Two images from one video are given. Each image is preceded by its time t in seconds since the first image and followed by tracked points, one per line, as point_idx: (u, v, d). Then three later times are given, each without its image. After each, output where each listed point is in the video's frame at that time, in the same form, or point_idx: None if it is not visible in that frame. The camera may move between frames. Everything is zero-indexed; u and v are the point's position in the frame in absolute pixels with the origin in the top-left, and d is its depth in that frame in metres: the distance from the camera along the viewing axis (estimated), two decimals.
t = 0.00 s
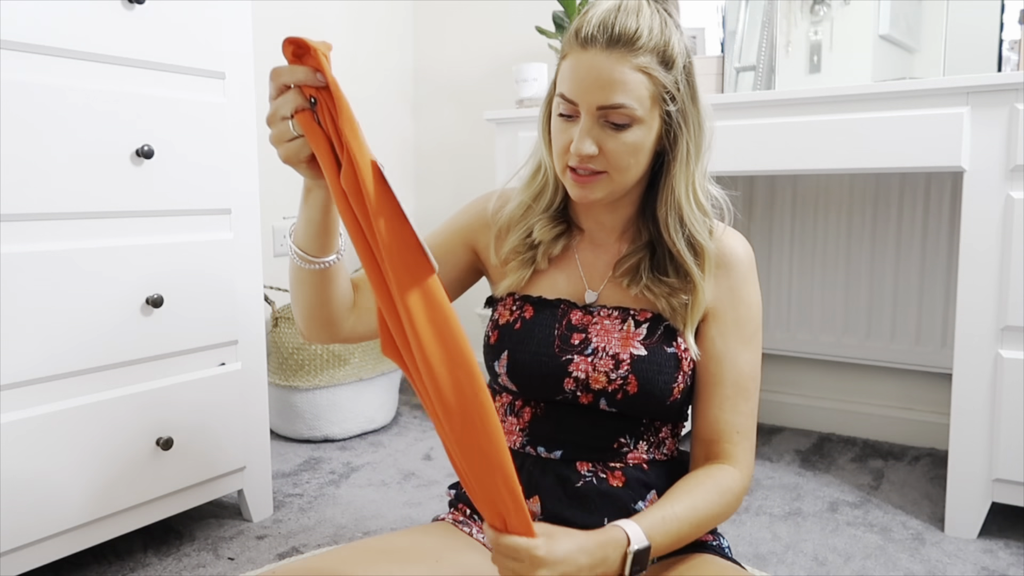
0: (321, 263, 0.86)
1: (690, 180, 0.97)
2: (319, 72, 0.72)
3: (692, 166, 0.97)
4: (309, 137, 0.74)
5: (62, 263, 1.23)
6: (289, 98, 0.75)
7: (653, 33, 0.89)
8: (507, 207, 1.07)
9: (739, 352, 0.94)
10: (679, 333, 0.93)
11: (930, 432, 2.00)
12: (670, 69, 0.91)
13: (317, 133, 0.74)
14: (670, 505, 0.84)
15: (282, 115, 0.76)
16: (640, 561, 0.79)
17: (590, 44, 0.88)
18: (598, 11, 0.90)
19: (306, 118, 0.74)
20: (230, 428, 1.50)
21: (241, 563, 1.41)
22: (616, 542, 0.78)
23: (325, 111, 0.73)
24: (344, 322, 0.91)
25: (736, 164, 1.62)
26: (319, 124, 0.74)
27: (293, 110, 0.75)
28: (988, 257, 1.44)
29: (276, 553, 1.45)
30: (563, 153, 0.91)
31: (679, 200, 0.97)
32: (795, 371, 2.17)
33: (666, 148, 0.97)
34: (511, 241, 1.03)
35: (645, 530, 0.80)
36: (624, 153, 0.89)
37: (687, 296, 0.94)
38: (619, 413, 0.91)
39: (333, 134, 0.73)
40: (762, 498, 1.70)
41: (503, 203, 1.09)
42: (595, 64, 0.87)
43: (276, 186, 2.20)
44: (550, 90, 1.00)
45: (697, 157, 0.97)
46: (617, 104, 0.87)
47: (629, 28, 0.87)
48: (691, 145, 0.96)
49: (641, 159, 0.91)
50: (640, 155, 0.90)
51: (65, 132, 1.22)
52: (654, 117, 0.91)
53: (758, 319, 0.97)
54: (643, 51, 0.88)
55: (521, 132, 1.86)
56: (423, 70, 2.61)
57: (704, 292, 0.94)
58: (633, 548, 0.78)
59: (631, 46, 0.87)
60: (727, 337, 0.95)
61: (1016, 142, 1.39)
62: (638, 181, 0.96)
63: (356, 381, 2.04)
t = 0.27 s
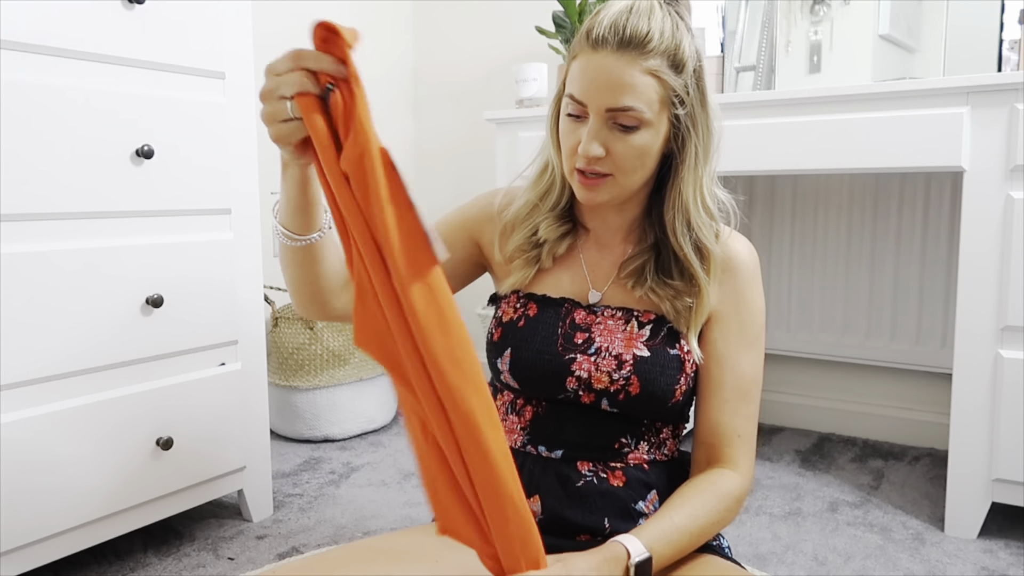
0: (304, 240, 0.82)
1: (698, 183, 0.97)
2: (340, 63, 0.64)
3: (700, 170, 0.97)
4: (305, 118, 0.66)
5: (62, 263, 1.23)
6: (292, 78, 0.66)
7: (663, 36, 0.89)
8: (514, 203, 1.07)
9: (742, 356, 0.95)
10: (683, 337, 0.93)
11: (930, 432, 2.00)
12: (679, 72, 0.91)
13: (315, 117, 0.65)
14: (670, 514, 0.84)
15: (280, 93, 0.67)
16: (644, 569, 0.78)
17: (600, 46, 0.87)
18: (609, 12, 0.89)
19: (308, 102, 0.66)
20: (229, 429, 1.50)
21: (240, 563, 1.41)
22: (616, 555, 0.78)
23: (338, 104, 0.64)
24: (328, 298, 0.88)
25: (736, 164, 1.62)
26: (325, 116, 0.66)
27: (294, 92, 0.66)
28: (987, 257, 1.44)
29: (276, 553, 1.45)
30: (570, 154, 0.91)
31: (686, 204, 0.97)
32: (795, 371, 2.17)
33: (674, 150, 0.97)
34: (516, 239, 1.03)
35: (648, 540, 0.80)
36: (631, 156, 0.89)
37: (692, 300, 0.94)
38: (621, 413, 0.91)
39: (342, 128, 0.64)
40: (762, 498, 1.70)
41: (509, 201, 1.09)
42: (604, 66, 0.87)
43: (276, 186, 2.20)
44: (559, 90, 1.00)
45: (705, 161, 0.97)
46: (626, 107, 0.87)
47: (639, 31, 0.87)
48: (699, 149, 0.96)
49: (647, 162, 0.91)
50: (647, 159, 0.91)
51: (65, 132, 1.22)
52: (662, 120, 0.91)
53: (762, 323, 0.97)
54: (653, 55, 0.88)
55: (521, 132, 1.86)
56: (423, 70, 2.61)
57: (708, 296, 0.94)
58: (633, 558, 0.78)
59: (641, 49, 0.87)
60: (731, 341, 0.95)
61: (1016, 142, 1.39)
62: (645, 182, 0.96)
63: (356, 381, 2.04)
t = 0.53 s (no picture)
0: (304, 251, 0.80)
1: (700, 184, 0.97)
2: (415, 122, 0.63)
3: (702, 171, 0.97)
4: (356, 162, 0.64)
5: (62, 263, 1.23)
6: (352, 120, 0.64)
7: (668, 37, 0.89)
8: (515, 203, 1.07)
9: (741, 355, 0.94)
10: (682, 337, 0.93)
11: (930, 432, 2.00)
12: (683, 73, 0.91)
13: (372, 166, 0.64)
14: (669, 512, 0.82)
15: (335, 130, 0.65)
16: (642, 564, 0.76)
17: (605, 46, 0.87)
18: (613, 12, 0.89)
19: (363, 149, 0.64)
20: (229, 429, 1.50)
21: (240, 563, 1.41)
22: (612, 549, 0.75)
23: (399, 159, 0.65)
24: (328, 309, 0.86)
25: (736, 164, 1.62)
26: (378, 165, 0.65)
27: (350, 134, 0.64)
28: (987, 257, 1.44)
29: (276, 552, 1.45)
30: (572, 153, 0.91)
31: (688, 205, 0.97)
32: (795, 371, 2.17)
33: (676, 151, 0.97)
34: (518, 240, 1.03)
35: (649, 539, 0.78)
36: (634, 156, 0.89)
37: (692, 300, 0.94)
38: (621, 414, 0.91)
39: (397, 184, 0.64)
40: (762, 498, 1.70)
41: (509, 202, 1.09)
42: (608, 66, 0.86)
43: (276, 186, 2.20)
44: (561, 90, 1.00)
45: (708, 162, 0.97)
46: (629, 108, 0.87)
47: (644, 31, 0.87)
48: (701, 149, 0.96)
49: (649, 162, 0.90)
50: (649, 159, 0.90)
51: (65, 132, 1.22)
52: (665, 121, 0.91)
53: (761, 323, 0.97)
54: (657, 55, 0.88)
55: (521, 133, 1.86)
56: (423, 70, 2.61)
57: (709, 296, 0.94)
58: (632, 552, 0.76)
59: (646, 49, 0.87)
60: (730, 340, 0.95)
61: (1016, 142, 1.39)
62: (647, 183, 0.96)
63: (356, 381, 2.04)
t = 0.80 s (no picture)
0: (303, 247, 0.80)
1: (698, 184, 0.98)
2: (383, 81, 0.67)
3: (700, 171, 0.97)
4: (336, 124, 0.68)
5: (62, 263, 1.23)
6: (329, 86, 0.68)
7: (666, 35, 0.89)
8: (513, 203, 1.07)
9: (739, 354, 0.94)
10: (681, 337, 0.93)
11: (930, 432, 2.00)
12: (681, 72, 0.91)
13: (350, 127, 0.67)
14: (659, 535, 0.80)
15: (313, 100, 0.69)
16: None
17: (603, 45, 0.87)
18: (611, 11, 0.89)
19: (342, 113, 0.68)
20: (229, 429, 1.50)
21: (240, 563, 1.41)
22: None
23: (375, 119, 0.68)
24: (323, 306, 0.86)
25: (736, 164, 1.62)
26: (359, 130, 0.68)
27: (328, 99, 0.68)
28: (987, 257, 1.44)
29: (276, 552, 1.45)
30: (571, 152, 0.91)
31: (686, 204, 0.97)
32: (795, 372, 2.17)
33: (673, 150, 0.97)
34: (516, 239, 1.03)
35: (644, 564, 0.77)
36: (632, 155, 0.89)
37: (692, 300, 0.94)
38: (621, 415, 0.91)
39: (377, 146, 0.68)
40: (762, 498, 1.70)
41: (509, 202, 1.09)
42: (606, 65, 0.87)
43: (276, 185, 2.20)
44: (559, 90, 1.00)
45: (706, 161, 0.97)
46: (627, 106, 0.87)
47: (641, 30, 0.87)
48: (698, 149, 0.96)
49: (647, 161, 0.90)
50: (648, 158, 0.90)
51: (66, 132, 1.22)
52: (663, 120, 0.91)
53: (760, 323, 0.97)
54: (655, 54, 0.88)
55: (521, 133, 1.86)
56: (423, 70, 2.61)
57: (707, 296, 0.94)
58: None
59: (644, 47, 0.87)
60: (727, 339, 0.94)
61: (1016, 142, 1.39)
62: (645, 183, 0.96)
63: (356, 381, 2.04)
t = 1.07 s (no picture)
0: (304, 244, 0.80)
1: (695, 185, 0.97)
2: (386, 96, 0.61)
3: (697, 170, 0.97)
4: (333, 134, 0.63)
5: (63, 263, 1.23)
6: (329, 94, 0.63)
7: (663, 34, 0.89)
8: (512, 201, 1.07)
9: (736, 354, 0.94)
10: (677, 337, 0.93)
11: (930, 432, 2.00)
12: (678, 71, 0.91)
13: (348, 137, 0.62)
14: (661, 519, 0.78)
15: (312, 107, 0.64)
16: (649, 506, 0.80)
17: (599, 44, 0.87)
18: (607, 10, 0.89)
19: (342, 120, 0.63)
20: (229, 429, 1.50)
21: (241, 563, 1.41)
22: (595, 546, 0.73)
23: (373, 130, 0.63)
24: (322, 303, 0.86)
25: (736, 164, 1.63)
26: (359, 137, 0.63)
27: (328, 109, 0.63)
28: (987, 257, 1.44)
29: (276, 553, 1.45)
30: (568, 151, 0.91)
31: (683, 205, 0.97)
32: (795, 371, 2.17)
33: (671, 150, 0.97)
34: (515, 238, 1.03)
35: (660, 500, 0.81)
36: (627, 154, 0.89)
37: (687, 301, 0.94)
38: (619, 414, 0.91)
39: (375, 153, 0.62)
40: (762, 498, 1.70)
41: (508, 201, 1.09)
42: (603, 64, 0.87)
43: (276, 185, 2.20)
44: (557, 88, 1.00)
45: (703, 162, 0.98)
46: (623, 105, 0.87)
47: (638, 29, 0.87)
48: (696, 150, 0.96)
49: (644, 160, 0.90)
50: (644, 157, 0.90)
51: (66, 132, 1.22)
52: (660, 119, 0.91)
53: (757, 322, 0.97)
54: (652, 53, 0.88)
55: (521, 133, 1.86)
56: (423, 69, 2.61)
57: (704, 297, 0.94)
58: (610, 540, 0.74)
59: (640, 46, 0.87)
60: (725, 339, 0.94)
61: (1016, 142, 1.39)
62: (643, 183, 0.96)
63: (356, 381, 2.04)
